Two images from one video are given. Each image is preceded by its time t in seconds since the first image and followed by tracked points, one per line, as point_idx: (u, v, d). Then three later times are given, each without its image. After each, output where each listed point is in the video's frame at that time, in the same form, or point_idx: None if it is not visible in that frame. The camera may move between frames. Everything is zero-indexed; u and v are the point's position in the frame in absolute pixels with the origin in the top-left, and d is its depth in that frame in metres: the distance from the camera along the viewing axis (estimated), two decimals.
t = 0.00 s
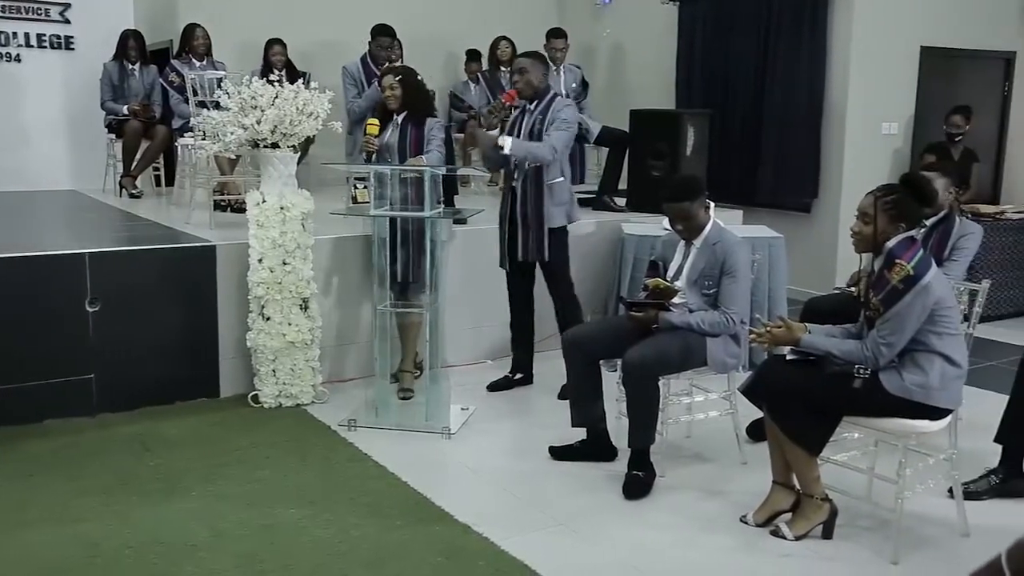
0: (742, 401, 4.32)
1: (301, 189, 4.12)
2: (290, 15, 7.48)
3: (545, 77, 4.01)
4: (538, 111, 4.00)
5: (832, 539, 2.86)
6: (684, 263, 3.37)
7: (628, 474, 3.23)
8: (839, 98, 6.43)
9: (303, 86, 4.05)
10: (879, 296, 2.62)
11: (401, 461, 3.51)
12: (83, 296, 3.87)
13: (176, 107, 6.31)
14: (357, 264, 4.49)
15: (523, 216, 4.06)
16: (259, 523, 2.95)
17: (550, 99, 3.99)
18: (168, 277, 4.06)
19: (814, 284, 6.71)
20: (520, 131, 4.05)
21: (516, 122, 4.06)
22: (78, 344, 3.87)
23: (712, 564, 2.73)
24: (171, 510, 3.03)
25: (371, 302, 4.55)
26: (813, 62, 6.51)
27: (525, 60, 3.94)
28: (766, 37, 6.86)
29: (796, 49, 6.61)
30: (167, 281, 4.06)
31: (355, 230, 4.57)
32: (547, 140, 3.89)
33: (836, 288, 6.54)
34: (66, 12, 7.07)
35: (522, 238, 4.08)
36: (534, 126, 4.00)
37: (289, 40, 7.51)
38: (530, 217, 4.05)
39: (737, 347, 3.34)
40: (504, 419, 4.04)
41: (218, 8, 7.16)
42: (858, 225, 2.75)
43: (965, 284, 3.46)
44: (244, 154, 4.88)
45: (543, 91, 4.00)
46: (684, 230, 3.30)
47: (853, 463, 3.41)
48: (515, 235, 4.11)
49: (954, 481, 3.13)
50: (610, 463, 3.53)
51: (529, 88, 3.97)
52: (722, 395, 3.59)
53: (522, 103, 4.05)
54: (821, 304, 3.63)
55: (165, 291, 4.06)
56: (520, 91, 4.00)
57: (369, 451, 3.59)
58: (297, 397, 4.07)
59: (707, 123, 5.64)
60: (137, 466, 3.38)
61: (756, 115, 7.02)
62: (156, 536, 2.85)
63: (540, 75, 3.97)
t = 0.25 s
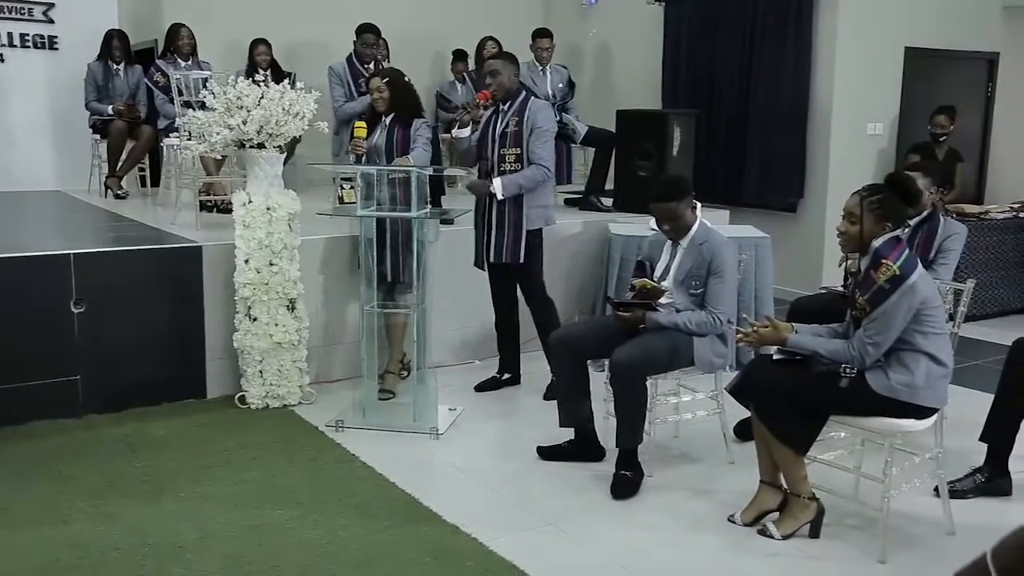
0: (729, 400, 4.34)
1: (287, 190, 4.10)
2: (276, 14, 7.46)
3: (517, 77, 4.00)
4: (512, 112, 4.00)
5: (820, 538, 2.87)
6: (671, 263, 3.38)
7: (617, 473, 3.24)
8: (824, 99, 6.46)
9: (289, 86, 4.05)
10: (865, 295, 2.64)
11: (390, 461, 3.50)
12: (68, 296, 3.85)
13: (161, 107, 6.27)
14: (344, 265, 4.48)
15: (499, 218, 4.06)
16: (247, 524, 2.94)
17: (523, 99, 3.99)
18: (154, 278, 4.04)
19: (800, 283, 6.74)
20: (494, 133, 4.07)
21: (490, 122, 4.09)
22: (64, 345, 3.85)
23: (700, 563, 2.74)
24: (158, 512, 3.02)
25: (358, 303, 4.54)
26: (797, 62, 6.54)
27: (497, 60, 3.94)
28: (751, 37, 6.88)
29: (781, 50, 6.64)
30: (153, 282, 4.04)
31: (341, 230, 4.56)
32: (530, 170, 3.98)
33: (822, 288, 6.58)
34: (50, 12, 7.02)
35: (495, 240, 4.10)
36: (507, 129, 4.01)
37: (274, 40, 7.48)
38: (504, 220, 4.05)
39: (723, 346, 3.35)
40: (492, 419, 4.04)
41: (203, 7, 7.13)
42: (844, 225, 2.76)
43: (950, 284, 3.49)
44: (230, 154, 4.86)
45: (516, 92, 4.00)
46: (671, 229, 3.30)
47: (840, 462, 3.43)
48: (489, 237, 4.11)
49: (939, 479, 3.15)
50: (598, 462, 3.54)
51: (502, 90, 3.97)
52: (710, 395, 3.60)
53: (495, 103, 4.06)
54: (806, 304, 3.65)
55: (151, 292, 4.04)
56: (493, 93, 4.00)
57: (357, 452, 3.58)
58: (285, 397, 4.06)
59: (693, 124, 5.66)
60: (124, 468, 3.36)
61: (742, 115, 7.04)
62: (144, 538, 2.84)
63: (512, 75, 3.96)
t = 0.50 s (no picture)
0: (733, 402, 4.34)
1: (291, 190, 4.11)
2: (280, 15, 7.47)
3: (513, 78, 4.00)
4: (511, 112, 4.00)
5: (824, 540, 2.87)
6: (675, 263, 3.38)
7: (621, 474, 3.24)
8: (828, 99, 6.46)
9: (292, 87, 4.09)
10: (870, 296, 2.63)
11: (394, 462, 3.50)
12: (72, 296, 3.85)
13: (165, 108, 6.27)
14: (347, 265, 4.49)
15: (506, 222, 4.03)
16: (250, 524, 2.95)
17: (521, 100, 3.99)
18: (158, 279, 4.04)
19: (803, 284, 6.74)
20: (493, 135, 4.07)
21: (487, 122, 4.09)
22: (68, 345, 3.85)
23: (704, 563, 2.74)
24: (162, 511, 3.02)
25: (361, 303, 4.54)
26: (801, 63, 6.54)
27: (494, 61, 3.95)
28: (754, 38, 6.88)
29: (785, 50, 6.64)
30: (157, 282, 4.04)
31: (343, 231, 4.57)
32: (540, 171, 3.97)
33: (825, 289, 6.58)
34: (54, 13, 7.03)
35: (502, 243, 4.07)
36: (509, 130, 4.01)
37: (278, 40, 7.49)
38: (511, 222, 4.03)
39: (726, 347, 3.35)
40: (496, 420, 4.04)
41: (207, 8, 7.13)
42: (849, 225, 2.75)
43: (955, 285, 3.48)
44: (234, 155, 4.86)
45: (514, 93, 4.01)
46: (675, 230, 3.30)
47: (845, 464, 3.43)
48: (492, 239, 4.11)
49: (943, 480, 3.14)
50: (602, 463, 3.54)
51: (500, 90, 3.97)
52: (714, 396, 3.60)
53: (492, 104, 4.05)
54: (811, 305, 3.65)
55: (156, 293, 4.04)
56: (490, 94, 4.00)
57: (361, 453, 3.59)
58: (289, 397, 4.06)
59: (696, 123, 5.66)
60: (128, 467, 3.37)
61: (745, 115, 7.04)
62: (149, 537, 2.84)
63: (510, 75, 3.96)
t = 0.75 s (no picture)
0: (770, 405, 4.30)
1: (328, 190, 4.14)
2: (317, 16, 7.53)
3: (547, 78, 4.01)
4: (545, 111, 4.01)
5: (863, 545, 2.84)
6: (713, 264, 3.35)
7: (656, 476, 3.23)
8: (867, 100, 6.38)
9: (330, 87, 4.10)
10: (916, 298, 2.59)
11: (429, 461, 3.52)
12: (114, 294, 3.91)
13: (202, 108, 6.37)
14: (383, 265, 4.51)
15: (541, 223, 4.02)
16: (288, 520, 2.98)
17: (555, 100, 4.01)
18: (198, 278, 4.09)
19: (839, 287, 6.68)
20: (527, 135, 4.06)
21: (520, 123, 4.09)
22: (110, 342, 3.91)
23: (741, 567, 2.72)
24: (201, 506, 3.06)
25: (397, 302, 4.57)
26: (840, 63, 6.47)
27: (528, 60, 3.96)
28: (792, 38, 6.82)
29: (823, 50, 6.57)
30: (196, 281, 4.09)
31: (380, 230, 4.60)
32: (575, 173, 3.96)
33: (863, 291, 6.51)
34: (97, 15, 7.13)
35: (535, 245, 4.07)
36: (544, 129, 4.01)
37: (315, 41, 7.55)
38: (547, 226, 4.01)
39: (763, 349, 3.33)
40: (531, 420, 4.05)
41: (245, 9, 7.21)
42: (893, 228, 2.73)
43: (999, 288, 3.43)
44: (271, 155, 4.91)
45: (548, 92, 4.02)
46: (713, 231, 3.28)
47: (884, 469, 3.39)
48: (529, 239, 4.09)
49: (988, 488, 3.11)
50: (638, 465, 3.53)
51: (534, 90, 3.98)
52: (751, 399, 3.57)
53: (525, 104, 4.06)
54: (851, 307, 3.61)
55: (194, 292, 4.09)
56: (523, 93, 4.02)
57: (396, 451, 3.61)
58: (325, 396, 4.10)
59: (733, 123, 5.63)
60: (168, 463, 3.41)
61: (782, 116, 6.99)
62: (189, 533, 2.88)
63: (544, 75, 3.97)
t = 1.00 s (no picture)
0: (835, 411, 4.22)
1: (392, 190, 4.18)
2: (381, 18, 7.61)
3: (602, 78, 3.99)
4: (605, 111, 3.98)
5: (932, 557, 2.77)
6: (777, 268, 3.28)
7: (717, 481, 3.19)
8: (939, 100, 6.23)
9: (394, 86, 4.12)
10: (1005, 300, 2.54)
11: (488, 460, 3.53)
12: (182, 290, 4.00)
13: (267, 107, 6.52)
14: (444, 264, 4.54)
15: (615, 224, 4.01)
16: (349, 516, 3.01)
17: (613, 100, 3.99)
18: (263, 275, 4.17)
19: (908, 292, 6.53)
20: (589, 137, 4.03)
21: (579, 124, 4.06)
22: (178, 337, 4.00)
23: None
24: (265, 500, 3.12)
25: (458, 302, 4.59)
26: (910, 63, 6.32)
27: (585, 60, 3.95)
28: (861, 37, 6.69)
29: (893, 50, 6.43)
30: (262, 278, 4.16)
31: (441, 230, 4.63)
32: (649, 173, 3.95)
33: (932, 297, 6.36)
34: (168, 17, 7.30)
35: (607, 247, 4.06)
36: (607, 131, 3.97)
37: (379, 43, 7.64)
38: (631, 230, 3.99)
39: (828, 355, 3.25)
40: (590, 421, 4.03)
41: (311, 11, 7.33)
42: (978, 229, 2.62)
43: None
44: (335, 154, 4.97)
45: (605, 93, 4.00)
46: (779, 234, 3.23)
47: (954, 479, 3.30)
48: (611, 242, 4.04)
49: None
50: (698, 469, 3.49)
51: (590, 89, 3.97)
52: (815, 405, 3.51)
53: (582, 104, 4.05)
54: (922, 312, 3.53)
55: (260, 289, 4.16)
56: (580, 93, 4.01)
57: (455, 449, 3.63)
58: (386, 393, 4.14)
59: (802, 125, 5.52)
60: (233, 456, 3.48)
61: (849, 117, 6.86)
62: (254, 525, 2.92)
63: (601, 75, 3.96)
